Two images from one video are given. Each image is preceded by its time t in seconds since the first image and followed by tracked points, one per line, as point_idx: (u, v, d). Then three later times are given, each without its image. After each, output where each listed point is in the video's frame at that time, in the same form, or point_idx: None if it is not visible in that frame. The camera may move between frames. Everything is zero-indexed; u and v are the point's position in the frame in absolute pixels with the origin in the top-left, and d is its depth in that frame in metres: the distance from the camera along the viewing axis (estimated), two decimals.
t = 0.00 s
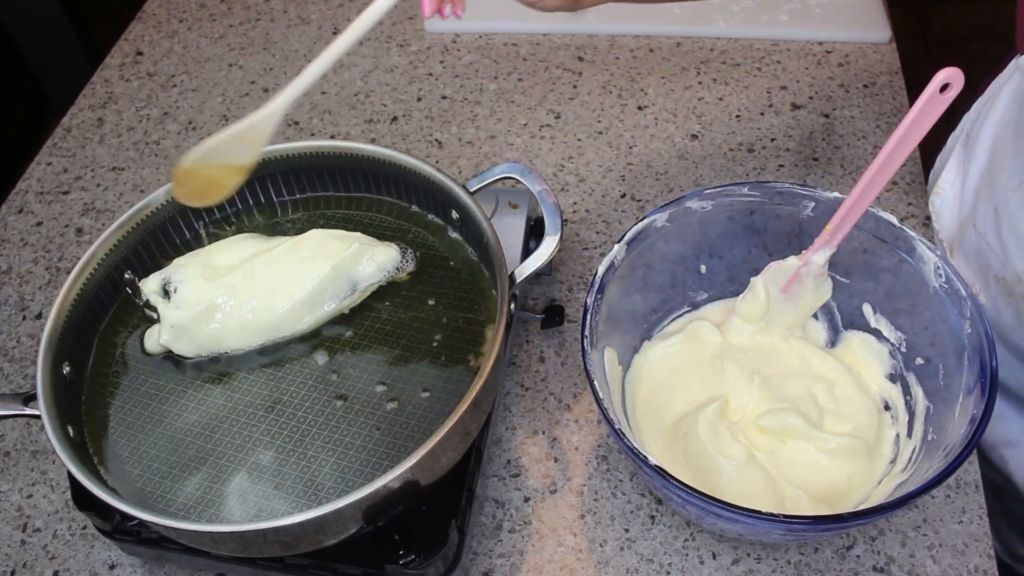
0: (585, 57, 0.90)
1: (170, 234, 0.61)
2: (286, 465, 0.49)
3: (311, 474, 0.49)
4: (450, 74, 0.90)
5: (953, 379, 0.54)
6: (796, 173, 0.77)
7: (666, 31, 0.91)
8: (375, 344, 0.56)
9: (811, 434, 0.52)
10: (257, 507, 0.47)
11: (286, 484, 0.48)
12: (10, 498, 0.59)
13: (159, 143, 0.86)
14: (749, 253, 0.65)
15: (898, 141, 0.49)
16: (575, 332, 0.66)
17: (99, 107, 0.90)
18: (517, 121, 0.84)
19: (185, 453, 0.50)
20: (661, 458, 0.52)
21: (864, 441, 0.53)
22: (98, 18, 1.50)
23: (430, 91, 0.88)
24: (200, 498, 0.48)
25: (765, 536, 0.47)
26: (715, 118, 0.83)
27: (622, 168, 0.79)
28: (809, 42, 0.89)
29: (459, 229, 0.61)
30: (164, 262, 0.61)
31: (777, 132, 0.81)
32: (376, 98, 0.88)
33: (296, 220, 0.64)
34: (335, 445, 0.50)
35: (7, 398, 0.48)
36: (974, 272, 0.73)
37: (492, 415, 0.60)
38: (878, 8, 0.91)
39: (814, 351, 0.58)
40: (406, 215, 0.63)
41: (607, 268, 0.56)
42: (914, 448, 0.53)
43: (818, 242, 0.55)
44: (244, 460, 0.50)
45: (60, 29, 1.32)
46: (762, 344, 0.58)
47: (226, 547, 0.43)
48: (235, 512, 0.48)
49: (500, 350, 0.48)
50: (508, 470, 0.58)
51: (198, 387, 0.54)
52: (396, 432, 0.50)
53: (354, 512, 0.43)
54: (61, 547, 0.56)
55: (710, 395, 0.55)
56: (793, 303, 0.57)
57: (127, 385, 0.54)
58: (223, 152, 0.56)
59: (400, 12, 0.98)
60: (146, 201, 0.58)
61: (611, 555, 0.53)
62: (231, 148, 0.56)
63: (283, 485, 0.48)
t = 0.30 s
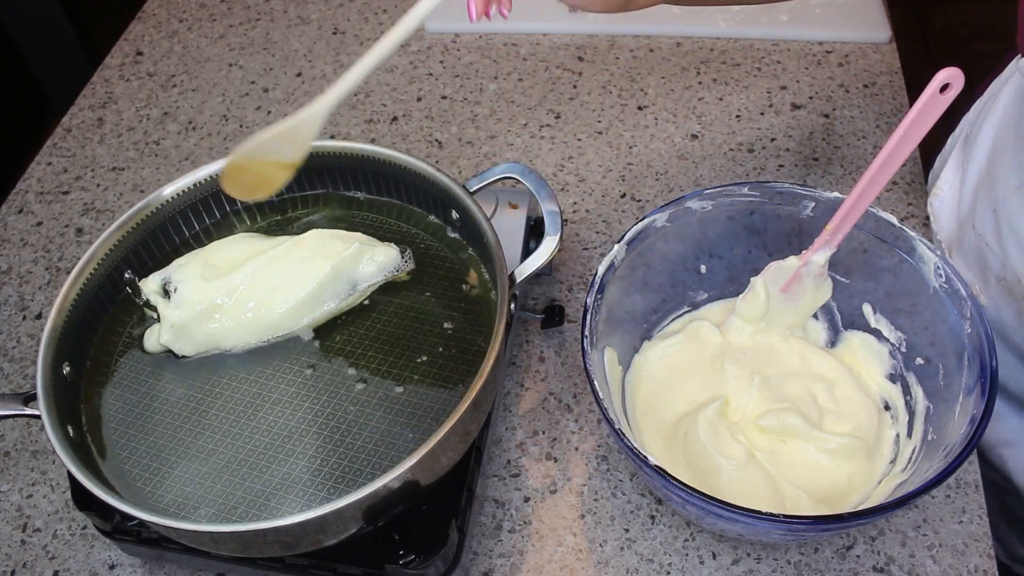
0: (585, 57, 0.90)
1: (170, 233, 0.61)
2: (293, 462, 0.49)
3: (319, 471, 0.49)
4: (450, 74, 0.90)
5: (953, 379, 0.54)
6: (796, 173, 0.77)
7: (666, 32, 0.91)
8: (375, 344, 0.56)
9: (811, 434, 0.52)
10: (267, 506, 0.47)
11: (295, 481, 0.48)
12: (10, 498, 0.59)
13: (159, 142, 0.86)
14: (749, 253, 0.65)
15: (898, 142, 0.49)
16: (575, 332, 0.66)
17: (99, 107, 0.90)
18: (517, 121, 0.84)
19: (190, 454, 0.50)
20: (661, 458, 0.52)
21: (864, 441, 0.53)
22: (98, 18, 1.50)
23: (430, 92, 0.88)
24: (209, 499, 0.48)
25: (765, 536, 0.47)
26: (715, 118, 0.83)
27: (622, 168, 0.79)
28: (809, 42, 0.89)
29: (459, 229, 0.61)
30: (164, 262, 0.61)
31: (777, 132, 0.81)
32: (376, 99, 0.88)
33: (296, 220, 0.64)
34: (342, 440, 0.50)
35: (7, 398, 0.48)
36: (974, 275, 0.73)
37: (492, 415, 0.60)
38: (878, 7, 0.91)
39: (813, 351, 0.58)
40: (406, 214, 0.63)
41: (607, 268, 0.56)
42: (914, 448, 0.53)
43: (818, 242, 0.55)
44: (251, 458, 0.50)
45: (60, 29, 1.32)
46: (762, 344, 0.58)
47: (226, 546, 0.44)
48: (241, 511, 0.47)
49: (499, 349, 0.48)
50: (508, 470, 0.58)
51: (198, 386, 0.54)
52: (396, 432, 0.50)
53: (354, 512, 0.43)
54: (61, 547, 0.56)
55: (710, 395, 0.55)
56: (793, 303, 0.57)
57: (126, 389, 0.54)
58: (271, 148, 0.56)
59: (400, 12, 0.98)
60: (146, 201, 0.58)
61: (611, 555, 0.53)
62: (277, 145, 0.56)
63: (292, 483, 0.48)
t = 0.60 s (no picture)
0: (585, 57, 0.90)
1: (170, 234, 0.61)
2: (296, 461, 0.49)
3: (324, 465, 0.49)
4: (450, 74, 0.90)
5: (953, 379, 0.54)
6: (796, 173, 0.77)
7: (666, 32, 0.91)
8: (375, 344, 0.56)
9: (811, 434, 0.52)
10: (271, 505, 0.47)
11: (302, 477, 0.49)
12: (10, 498, 0.59)
13: (159, 143, 0.86)
14: (749, 253, 0.65)
15: (899, 142, 0.49)
16: (575, 332, 0.66)
17: (99, 107, 0.90)
18: (517, 121, 0.84)
19: (194, 455, 0.50)
20: (661, 458, 0.52)
21: (864, 441, 0.53)
22: (98, 18, 1.50)
23: (430, 92, 0.88)
24: (213, 498, 0.48)
25: (765, 536, 0.47)
26: (715, 118, 0.83)
27: (622, 168, 0.79)
28: (809, 42, 0.89)
29: (459, 229, 0.61)
30: (164, 262, 0.61)
31: (777, 132, 0.81)
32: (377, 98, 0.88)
33: (296, 221, 0.64)
34: (346, 436, 0.50)
35: (7, 398, 0.48)
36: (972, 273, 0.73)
37: (492, 415, 0.60)
38: (878, 7, 0.91)
39: (813, 350, 0.58)
40: (406, 214, 0.63)
41: (607, 268, 0.56)
42: (914, 448, 0.53)
43: (818, 242, 0.55)
44: (254, 457, 0.50)
45: (59, 29, 1.32)
46: (762, 344, 0.58)
47: (225, 547, 0.44)
48: (240, 511, 0.47)
49: (500, 350, 0.48)
50: (507, 470, 0.58)
51: (198, 386, 0.54)
52: (395, 432, 0.50)
53: (354, 512, 0.43)
54: (61, 547, 0.56)
55: (710, 395, 0.55)
56: (793, 303, 0.57)
57: (126, 394, 0.54)
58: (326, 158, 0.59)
59: (400, 12, 0.98)
60: (146, 201, 0.58)
61: (611, 555, 0.53)
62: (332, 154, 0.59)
63: (298, 480, 0.49)
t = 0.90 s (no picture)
0: (585, 57, 0.90)
1: (169, 233, 0.61)
2: (296, 461, 0.49)
3: (324, 465, 0.49)
4: (450, 74, 0.90)
5: (953, 379, 0.54)
6: (796, 173, 0.77)
7: (666, 32, 0.91)
8: (375, 344, 0.56)
9: (811, 434, 0.52)
10: (271, 505, 0.47)
11: (303, 476, 0.49)
12: (10, 499, 0.59)
13: (159, 142, 0.86)
14: (749, 253, 0.65)
15: (900, 142, 0.49)
16: (575, 332, 0.66)
17: (99, 107, 0.90)
18: (517, 121, 0.84)
19: (194, 456, 0.50)
20: (661, 458, 0.52)
21: (864, 441, 0.53)
22: (98, 18, 1.50)
23: (430, 92, 0.88)
24: (214, 498, 0.48)
25: (765, 536, 0.47)
26: (715, 118, 0.83)
27: (622, 168, 0.79)
28: (810, 42, 0.89)
29: (459, 230, 0.61)
30: (164, 262, 0.61)
31: (777, 132, 0.81)
32: (376, 98, 0.88)
33: (296, 220, 0.64)
34: (345, 437, 0.50)
35: (6, 398, 0.48)
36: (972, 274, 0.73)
37: (492, 415, 0.60)
38: (878, 7, 0.91)
39: (813, 350, 0.58)
40: (406, 214, 0.63)
41: (607, 268, 0.56)
42: (914, 448, 0.53)
43: (818, 242, 0.55)
44: (254, 457, 0.50)
45: (59, 29, 1.32)
46: (762, 344, 0.58)
47: (225, 547, 0.44)
48: (239, 511, 0.47)
49: (500, 350, 0.48)
50: (507, 470, 0.58)
51: (198, 387, 0.54)
52: (395, 432, 0.50)
53: (354, 512, 0.43)
54: (61, 547, 0.56)
55: (710, 395, 0.55)
56: (793, 303, 0.57)
57: (127, 394, 0.54)
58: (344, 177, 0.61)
59: (400, 12, 0.98)
60: (146, 201, 0.58)
61: (611, 555, 0.53)
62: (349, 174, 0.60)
63: (300, 479, 0.49)
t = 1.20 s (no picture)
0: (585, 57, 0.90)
1: (169, 233, 0.61)
2: (296, 461, 0.49)
3: (323, 466, 0.49)
4: (450, 74, 0.90)
5: (953, 379, 0.54)
6: (796, 173, 0.77)
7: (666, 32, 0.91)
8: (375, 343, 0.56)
9: (811, 434, 0.52)
10: (271, 505, 0.47)
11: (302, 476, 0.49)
12: (10, 498, 0.59)
13: (159, 142, 0.86)
14: (749, 253, 0.65)
15: (900, 141, 0.49)
16: (575, 332, 0.66)
17: (99, 107, 0.90)
18: (517, 121, 0.84)
19: (194, 456, 0.50)
20: (661, 458, 0.52)
21: (864, 441, 0.53)
22: (99, 18, 1.50)
23: (430, 91, 0.88)
24: (214, 498, 0.48)
25: (765, 536, 0.47)
26: (714, 118, 0.83)
27: (622, 168, 0.79)
28: (810, 42, 0.89)
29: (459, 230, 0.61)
30: (164, 262, 0.61)
31: (777, 132, 0.81)
32: (376, 98, 0.88)
33: (296, 221, 0.64)
34: (344, 437, 0.50)
35: (6, 398, 0.48)
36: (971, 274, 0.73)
37: (492, 415, 0.60)
38: (878, 8, 0.91)
39: (813, 350, 0.58)
40: (406, 215, 0.63)
41: (607, 268, 0.56)
42: (914, 448, 0.53)
43: (818, 242, 0.55)
44: (254, 457, 0.50)
45: (59, 29, 1.32)
46: (762, 344, 0.58)
47: (225, 547, 0.44)
48: (239, 511, 0.47)
49: (500, 349, 0.48)
50: (507, 470, 0.58)
51: (197, 387, 0.54)
52: (395, 432, 0.50)
53: (354, 512, 0.43)
54: (61, 547, 0.56)
55: (710, 395, 0.55)
56: (793, 303, 0.57)
57: (126, 394, 0.54)
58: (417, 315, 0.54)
59: (400, 12, 0.98)
60: (146, 201, 0.58)
61: (611, 555, 0.53)
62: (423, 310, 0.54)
63: (299, 480, 0.48)
